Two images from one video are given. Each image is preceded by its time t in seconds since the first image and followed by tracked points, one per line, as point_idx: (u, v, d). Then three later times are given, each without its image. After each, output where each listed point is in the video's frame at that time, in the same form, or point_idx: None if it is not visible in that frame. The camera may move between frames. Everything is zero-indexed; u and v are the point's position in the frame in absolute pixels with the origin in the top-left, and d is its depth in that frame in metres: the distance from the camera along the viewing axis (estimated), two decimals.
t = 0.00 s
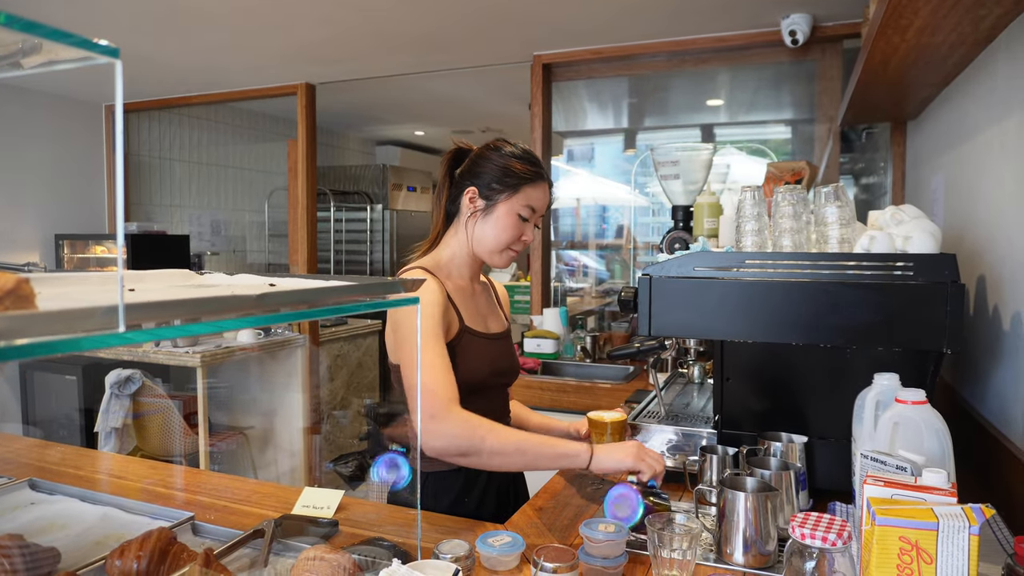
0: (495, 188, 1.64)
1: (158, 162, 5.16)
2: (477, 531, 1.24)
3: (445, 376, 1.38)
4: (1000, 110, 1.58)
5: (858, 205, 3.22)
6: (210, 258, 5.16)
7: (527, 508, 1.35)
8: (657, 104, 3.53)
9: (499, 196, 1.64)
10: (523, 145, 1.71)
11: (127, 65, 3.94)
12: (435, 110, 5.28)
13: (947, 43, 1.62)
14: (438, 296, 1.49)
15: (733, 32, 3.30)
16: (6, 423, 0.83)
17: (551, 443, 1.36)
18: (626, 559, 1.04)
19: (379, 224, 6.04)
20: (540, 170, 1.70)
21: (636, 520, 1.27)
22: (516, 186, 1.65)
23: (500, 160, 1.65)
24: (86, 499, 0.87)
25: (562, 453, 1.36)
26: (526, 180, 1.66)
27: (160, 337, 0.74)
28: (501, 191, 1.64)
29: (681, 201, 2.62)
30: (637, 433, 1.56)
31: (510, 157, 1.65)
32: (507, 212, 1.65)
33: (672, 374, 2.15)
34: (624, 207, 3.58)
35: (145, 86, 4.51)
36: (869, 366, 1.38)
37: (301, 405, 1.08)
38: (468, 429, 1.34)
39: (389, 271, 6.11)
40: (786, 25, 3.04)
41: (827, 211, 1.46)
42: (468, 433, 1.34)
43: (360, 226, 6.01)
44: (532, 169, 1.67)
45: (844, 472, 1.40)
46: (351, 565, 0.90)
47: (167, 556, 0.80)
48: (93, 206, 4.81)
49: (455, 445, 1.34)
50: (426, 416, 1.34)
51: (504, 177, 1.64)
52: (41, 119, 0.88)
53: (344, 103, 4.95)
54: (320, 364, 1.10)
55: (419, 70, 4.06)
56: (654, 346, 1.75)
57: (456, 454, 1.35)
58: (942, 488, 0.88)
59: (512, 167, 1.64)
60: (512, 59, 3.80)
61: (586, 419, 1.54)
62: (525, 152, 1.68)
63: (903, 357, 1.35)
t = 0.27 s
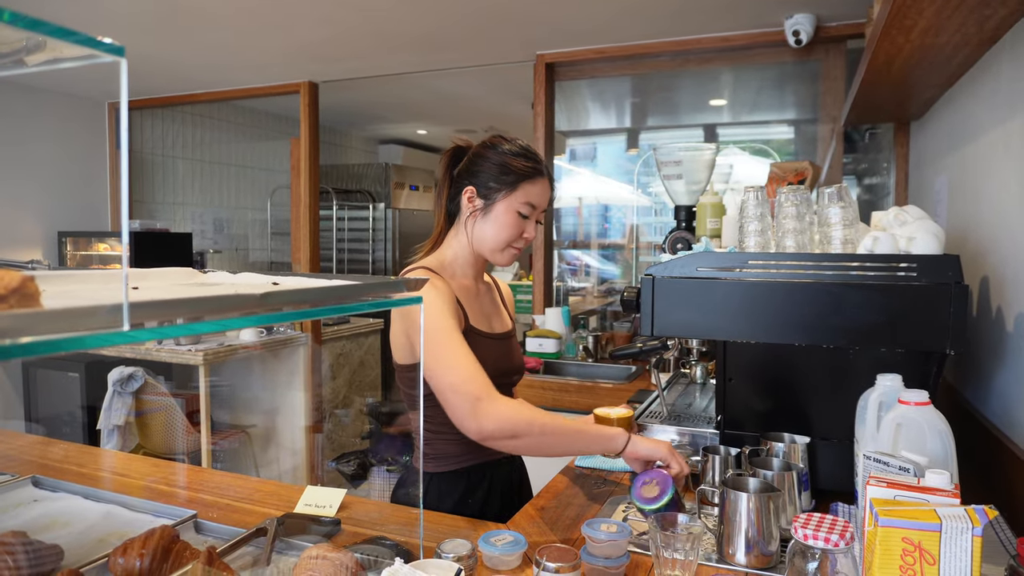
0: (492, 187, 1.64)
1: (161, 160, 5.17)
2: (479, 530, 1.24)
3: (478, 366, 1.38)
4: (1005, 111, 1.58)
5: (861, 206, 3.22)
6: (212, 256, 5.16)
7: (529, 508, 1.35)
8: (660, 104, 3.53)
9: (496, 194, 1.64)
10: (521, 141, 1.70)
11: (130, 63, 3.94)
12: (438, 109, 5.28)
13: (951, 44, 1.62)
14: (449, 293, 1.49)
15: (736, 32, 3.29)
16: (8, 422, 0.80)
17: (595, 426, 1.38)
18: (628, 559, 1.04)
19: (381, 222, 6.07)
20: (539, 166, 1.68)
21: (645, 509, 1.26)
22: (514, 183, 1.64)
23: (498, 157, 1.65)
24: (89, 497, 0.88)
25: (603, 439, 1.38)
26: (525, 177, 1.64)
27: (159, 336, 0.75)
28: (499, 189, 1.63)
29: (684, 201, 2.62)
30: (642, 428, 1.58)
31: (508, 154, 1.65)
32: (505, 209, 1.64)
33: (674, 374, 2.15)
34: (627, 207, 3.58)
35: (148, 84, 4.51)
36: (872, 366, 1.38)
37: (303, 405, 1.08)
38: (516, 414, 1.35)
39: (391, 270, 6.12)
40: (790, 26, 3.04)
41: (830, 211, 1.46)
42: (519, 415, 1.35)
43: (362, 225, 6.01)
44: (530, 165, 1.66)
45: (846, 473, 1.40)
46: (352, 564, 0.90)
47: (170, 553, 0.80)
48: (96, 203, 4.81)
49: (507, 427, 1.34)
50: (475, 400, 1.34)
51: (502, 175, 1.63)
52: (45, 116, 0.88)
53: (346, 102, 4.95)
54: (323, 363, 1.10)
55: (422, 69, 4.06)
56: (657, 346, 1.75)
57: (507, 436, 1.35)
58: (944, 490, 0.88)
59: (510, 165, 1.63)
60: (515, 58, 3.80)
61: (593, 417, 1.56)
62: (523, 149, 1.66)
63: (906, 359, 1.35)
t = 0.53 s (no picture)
0: (488, 186, 1.64)
1: (162, 161, 5.17)
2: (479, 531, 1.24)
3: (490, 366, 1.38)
4: (1006, 111, 1.58)
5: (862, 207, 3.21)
6: (213, 257, 5.17)
7: (529, 508, 1.35)
8: (661, 104, 3.53)
9: (492, 193, 1.64)
10: (517, 139, 1.69)
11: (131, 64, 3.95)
12: (439, 109, 5.28)
13: (952, 45, 1.62)
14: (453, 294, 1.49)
15: (737, 33, 3.29)
16: (11, 421, 0.82)
17: (606, 426, 1.37)
18: (628, 560, 1.04)
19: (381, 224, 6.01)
20: (535, 163, 1.68)
21: (660, 496, 1.23)
22: (510, 181, 1.63)
23: (494, 157, 1.65)
24: (89, 497, 0.88)
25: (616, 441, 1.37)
26: (521, 175, 1.64)
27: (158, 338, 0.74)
28: (495, 188, 1.63)
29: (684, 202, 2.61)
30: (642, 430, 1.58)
31: (504, 153, 1.65)
32: (501, 208, 1.64)
33: (674, 374, 2.15)
34: (627, 208, 3.58)
35: (149, 85, 4.51)
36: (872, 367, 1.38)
37: (303, 406, 1.09)
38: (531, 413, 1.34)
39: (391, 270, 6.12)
40: (791, 26, 3.04)
41: (831, 212, 1.46)
42: (535, 414, 1.34)
43: (363, 225, 6.01)
44: (526, 163, 1.65)
45: (847, 474, 1.40)
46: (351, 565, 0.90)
47: (170, 554, 0.80)
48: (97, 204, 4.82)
49: (523, 425, 1.34)
50: (489, 399, 1.34)
51: (498, 174, 1.63)
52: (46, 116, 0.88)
53: (347, 103, 4.95)
54: (322, 363, 1.12)
55: (422, 69, 4.06)
56: (656, 347, 1.75)
57: (522, 435, 1.34)
58: (945, 490, 0.88)
59: (505, 163, 1.63)
60: (516, 59, 3.80)
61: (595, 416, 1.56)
62: (518, 147, 1.66)
63: (906, 359, 1.35)
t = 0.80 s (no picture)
0: (484, 184, 1.64)
1: (156, 160, 5.15)
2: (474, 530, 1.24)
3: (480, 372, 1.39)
4: (999, 110, 1.58)
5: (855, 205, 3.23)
6: (207, 256, 5.15)
7: (524, 507, 1.35)
8: (655, 104, 3.54)
9: (489, 192, 1.64)
10: (514, 137, 1.69)
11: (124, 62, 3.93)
12: (433, 108, 5.28)
13: (946, 44, 1.62)
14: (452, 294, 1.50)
15: (732, 32, 3.29)
16: (3, 421, 0.89)
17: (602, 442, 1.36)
18: (623, 558, 1.04)
19: (376, 222, 6.00)
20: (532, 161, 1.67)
21: (654, 491, 1.24)
22: (507, 179, 1.63)
23: (490, 155, 1.64)
24: (82, 497, 0.86)
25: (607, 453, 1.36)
26: (518, 172, 1.63)
27: (152, 334, 0.74)
28: (492, 187, 1.63)
29: (679, 200, 2.62)
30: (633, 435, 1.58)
31: (500, 151, 1.64)
32: (498, 206, 1.63)
33: (669, 373, 2.15)
34: (622, 207, 3.59)
35: (142, 83, 4.49)
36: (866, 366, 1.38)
37: (298, 405, 1.09)
38: (519, 423, 1.36)
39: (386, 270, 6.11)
40: (785, 26, 3.05)
41: (825, 210, 1.46)
42: (522, 427, 1.36)
43: (357, 225, 6.00)
44: (523, 161, 1.65)
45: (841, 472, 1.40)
46: (345, 564, 0.89)
47: (163, 554, 0.80)
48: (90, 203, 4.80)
49: (510, 438, 1.36)
50: (478, 412, 1.36)
51: (494, 172, 1.63)
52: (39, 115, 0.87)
53: (342, 101, 4.94)
54: (317, 363, 1.10)
55: (417, 68, 4.06)
56: (651, 345, 1.75)
57: (509, 448, 1.37)
58: (939, 487, 0.88)
59: (501, 162, 1.63)
60: (511, 58, 3.80)
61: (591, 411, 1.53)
62: (514, 145, 1.66)
63: (899, 357, 1.35)
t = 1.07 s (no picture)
0: (481, 185, 1.64)
1: (154, 159, 5.15)
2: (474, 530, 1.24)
3: (487, 372, 1.39)
4: (998, 108, 1.58)
5: (854, 204, 3.23)
6: (206, 255, 5.15)
7: (523, 506, 1.35)
8: (654, 103, 3.54)
9: (486, 193, 1.63)
10: (514, 135, 1.67)
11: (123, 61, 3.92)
12: (432, 107, 5.27)
13: (945, 42, 1.62)
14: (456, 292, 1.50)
15: (731, 30, 3.29)
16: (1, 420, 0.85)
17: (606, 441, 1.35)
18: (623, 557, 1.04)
19: (374, 221, 5.95)
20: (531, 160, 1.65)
21: (654, 492, 1.24)
22: (503, 180, 1.62)
23: (487, 155, 1.64)
24: (81, 496, 0.85)
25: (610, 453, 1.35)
26: (515, 173, 1.62)
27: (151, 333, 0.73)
28: (488, 188, 1.63)
29: (678, 199, 2.62)
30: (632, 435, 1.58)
31: (496, 151, 1.63)
32: (494, 208, 1.63)
33: (669, 372, 2.15)
34: (621, 206, 3.58)
35: (141, 82, 4.48)
36: (865, 364, 1.38)
37: (298, 404, 1.13)
38: (529, 424, 1.36)
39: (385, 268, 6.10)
40: (784, 24, 3.04)
41: (824, 209, 1.46)
42: (529, 428, 1.36)
43: (356, 223, 5.99)
44: (520, 161, 1.63)
45: (840, 471, 1.40)
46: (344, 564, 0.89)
47: (162, 553, 0.80)
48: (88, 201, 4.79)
49: (517, 439, 1.36)
50: (486, 411, 1.36)
51: (490, 173, 1.62)
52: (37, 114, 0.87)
53: (340, 100, 4.94)
54: (317, 362, 1.12)
55: (416, 67, 4.05)
56: (651, 344, 1.75)
57: (516, 448, 1.37)
58: (937, 486, 0.88)
59: (497, 162, 1.62)
60: (510, 56, 3.79)
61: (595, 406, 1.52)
62: (513, 144, 1.64)
63: (899, 355, 1.35)
